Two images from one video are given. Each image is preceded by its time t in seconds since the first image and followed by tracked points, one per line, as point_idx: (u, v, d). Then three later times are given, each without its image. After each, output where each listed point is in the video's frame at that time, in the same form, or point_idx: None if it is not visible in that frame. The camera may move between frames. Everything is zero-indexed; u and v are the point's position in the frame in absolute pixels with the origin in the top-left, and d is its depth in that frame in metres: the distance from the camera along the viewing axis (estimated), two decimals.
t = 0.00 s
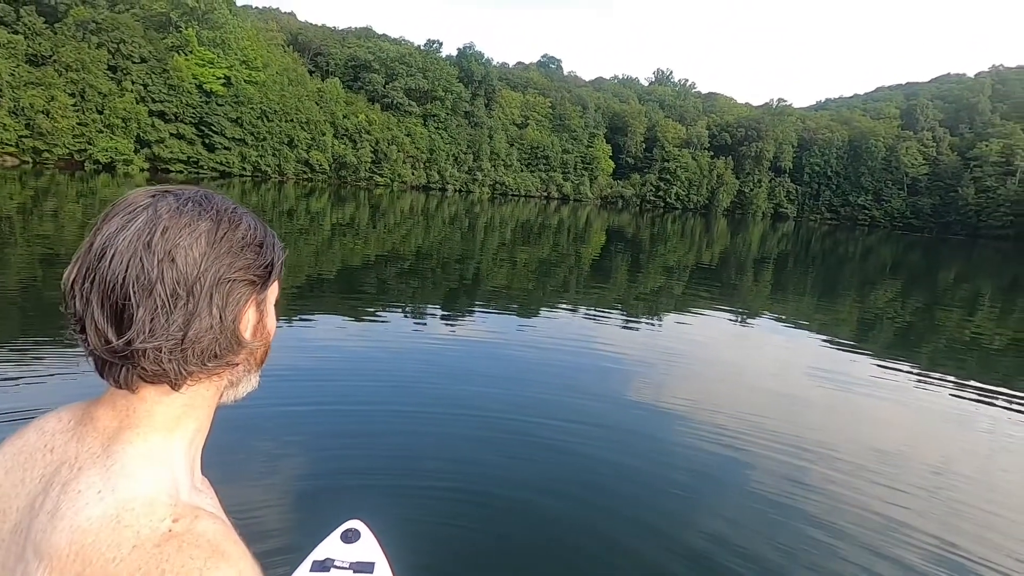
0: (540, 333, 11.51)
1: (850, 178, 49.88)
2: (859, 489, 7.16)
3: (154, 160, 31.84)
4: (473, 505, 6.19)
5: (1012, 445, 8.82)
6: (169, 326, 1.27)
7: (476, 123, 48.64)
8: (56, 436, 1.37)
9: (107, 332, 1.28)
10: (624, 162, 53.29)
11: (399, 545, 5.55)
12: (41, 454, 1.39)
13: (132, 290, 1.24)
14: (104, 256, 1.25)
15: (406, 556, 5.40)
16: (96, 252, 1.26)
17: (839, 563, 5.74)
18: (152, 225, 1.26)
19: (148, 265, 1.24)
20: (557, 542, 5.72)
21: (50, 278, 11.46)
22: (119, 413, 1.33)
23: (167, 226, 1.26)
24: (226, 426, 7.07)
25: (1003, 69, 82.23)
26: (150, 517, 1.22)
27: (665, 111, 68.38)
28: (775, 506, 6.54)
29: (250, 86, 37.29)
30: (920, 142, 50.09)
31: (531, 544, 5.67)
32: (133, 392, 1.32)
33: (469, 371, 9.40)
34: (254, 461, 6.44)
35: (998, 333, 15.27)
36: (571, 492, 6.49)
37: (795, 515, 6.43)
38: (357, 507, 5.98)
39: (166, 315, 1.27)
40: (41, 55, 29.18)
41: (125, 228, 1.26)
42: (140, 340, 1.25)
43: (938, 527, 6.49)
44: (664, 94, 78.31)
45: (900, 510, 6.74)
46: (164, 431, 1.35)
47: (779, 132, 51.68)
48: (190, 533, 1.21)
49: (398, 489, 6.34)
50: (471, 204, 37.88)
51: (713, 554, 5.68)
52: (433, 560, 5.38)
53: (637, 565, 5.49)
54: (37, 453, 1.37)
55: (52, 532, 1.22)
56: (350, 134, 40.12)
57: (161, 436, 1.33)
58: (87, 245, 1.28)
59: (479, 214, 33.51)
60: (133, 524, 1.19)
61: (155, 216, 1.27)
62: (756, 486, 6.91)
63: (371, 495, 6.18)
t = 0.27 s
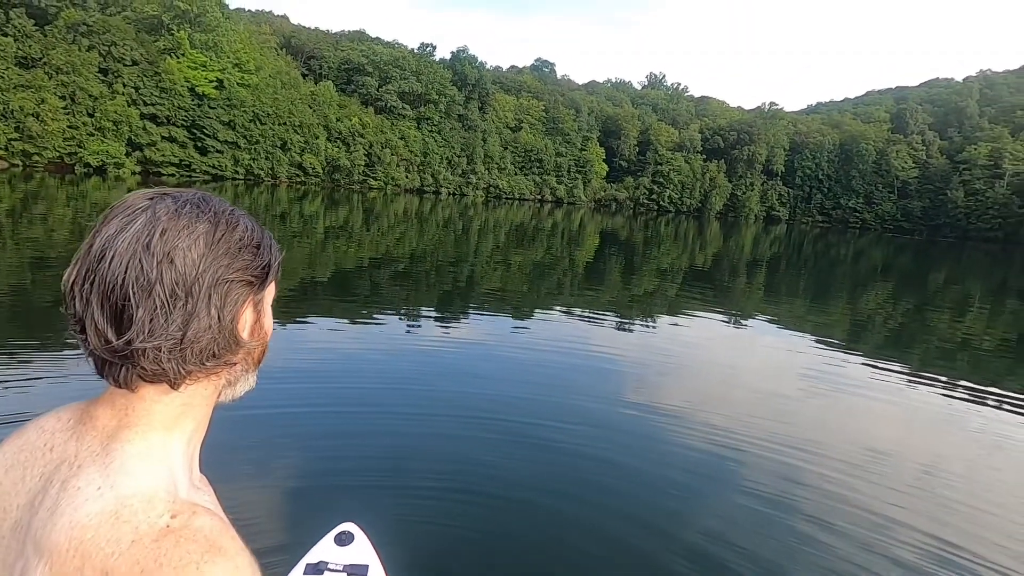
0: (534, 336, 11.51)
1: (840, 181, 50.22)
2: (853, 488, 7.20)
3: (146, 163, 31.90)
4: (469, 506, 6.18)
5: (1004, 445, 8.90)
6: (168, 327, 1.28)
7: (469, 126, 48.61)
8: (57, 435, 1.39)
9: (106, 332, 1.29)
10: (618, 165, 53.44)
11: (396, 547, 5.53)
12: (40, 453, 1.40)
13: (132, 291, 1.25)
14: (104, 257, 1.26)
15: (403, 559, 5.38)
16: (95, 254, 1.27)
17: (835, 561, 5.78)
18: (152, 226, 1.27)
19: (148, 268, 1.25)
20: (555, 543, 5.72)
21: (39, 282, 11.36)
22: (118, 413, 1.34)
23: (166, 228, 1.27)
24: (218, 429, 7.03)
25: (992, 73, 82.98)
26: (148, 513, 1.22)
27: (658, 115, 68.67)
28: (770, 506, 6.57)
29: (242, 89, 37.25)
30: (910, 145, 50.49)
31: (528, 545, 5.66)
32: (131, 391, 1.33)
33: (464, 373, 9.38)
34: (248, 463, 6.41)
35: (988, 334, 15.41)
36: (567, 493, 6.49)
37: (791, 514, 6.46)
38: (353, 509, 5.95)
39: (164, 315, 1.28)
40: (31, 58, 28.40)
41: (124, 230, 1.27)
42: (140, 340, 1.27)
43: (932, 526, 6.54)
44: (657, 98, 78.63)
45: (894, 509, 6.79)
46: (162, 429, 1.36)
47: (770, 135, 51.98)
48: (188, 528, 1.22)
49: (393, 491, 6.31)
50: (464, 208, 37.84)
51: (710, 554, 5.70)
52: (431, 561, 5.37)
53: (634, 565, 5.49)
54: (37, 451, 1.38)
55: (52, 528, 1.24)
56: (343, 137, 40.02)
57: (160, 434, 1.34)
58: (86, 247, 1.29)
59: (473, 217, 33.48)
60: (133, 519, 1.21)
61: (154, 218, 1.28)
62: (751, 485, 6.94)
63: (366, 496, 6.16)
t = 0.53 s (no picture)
0: (528, 338, 11.51)
1: (830, 185, 50.62)
2: (848, 487, 7.26)
3: (136, 167, 31.38)
4: (468, 507, 6.19)
5: (996, 444, 9.00)
6: (177, 320, 1.28)
7: (462, 129, 48.63)
8: (68, 427, 1.39)
9: (117, 324, 1.29)
10: (610, 168, 53.64)
11: (396, 548, 5.52)
12: (51, 446, 1.41)
13: (143, 285, 1.26)
14: (115, 252, 1.27)
15: (404, 560, 5.37)
16: (107, 247, 1.28)
17: (832, 559, 5.82)
18: (162, 221, 1.27)
19: (158, 261, 1.26)
20: (555, 542, 5.73)
21: (28, 286, 11.26)
22: (127, 405, 1.34)
23: (176, 223, 1.28)
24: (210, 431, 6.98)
25: (978, 78, 83.98)
26: (160, 499, 1.22)
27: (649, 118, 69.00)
28: (767, 505, 6.61)
29: (233, 92, 37.04)
30: (898, 149, 50.99)
31: (528, 545, 5.67)
32: (140, 383, 1.33)
33: (459, 376, 9.37)
34: (244, 464, 6.38)
35: (978, 336, 15.55)
36: (565, 493, 6.51)
37: (788, 513, 6.50)
38: (353, 510, 5.93)
39: (174, 309, 1.28)
40: (20, 60, 28.36)
41: (134, 225, 1.27)
42: (151, 333, 1.27)
43: (927, 525, 6.60)
44: (649, 102, 78.99)
45: (889, 508, 6.84)
46: (171, 422, 1.36)
47: (761, 139, 52.33)
48: (197, 515, 1.21)
49: (392, 491, 6.30)
50: (458, 211, 37.82)
51: (710, 553, 5.72)
52: (432, 562, 5.37)
53: (634, 565, 5.51)
54: (49, 442, 1.39)
55: (66, 515, 1.24)
56: (335, 140, 39.92)
57: (168, 424, 1.34)
58: (96, 242, 1.29)
59: (466, 220, 33.46)
60: (144, 507, 1.21)
61: (163, 214, 1.28)
62: (746, 484, 6.98)
63: (365, 498, 6.15)
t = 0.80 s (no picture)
0: (522, 341, 11.54)
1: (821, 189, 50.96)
2: (839, 486, 7.33)
3: (127, 169, 31.27)
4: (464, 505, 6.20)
5: (984, 444, 9.10)
6: (183, 317, 1.34)
7: (456, 133, 48.63)
8: (80, 423, 1.47)
9: (127, 322, 1.36)
10: (603, 172, 53.82)
11: (391, 547, 5.53)
12: (65, 441, 1.47)
13: (152, 285, 1.32)
14: (125, 253, 1.33)
15: (400, 558, 5.38)
16: (117, 250, 1.34)
17: (824, 556, 5.88)
18: (170, 224, 1.34)
19: (166, 262, 1.32)
20: (550, 541, 5.76)
21: (17, 288, 11.20)
22: (137, 399, 1.41)
23: (184, 225, 1.34)
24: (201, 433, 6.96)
25: (968, 83, 84.73)
26: (168, 489, 1.28)
27: (643, 122, 69.25)
28: (759, 503, 6.68)
29: (226, 95, 36.94)
30: (888, 154, 51.37)
31: (523, 543, 5.70)
32: (150, 379, 1.39)
33: (453, 378, 9.37)
34: (235, 465, 6.36)
35: (968, 338, 15.67)
36: (559, 493, 6.54)
37: (780, 511, 6.56)
38: (348, 509, 5.94)
39: (182, 306, 1.34)
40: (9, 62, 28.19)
41: (143, 227, 1.34)
42: (160, 330, 1.33)
43: (917, 522, 6.68)
44: (641, 106, 79.33)
45: (879, 507, 6.91)
46: (179, 417, 1.42)
47: (753, 143, 52.62)
48: (204, 503, 1.26)
49: (387, 491, 6.31)
50: (451, 214, 37.81)
51: (704, 551, 5.76)
52: (428, 560, 5.38)
53: (629, 562, 5.55)
54: (63, 438, 1.47)
55: (79, 505, 1.30)
56: (329, 143, 39.83)
57: (175, 420, 1.39)
58: (108, 244, 1.36)
59: (461, 223, 33.45)
60: (152, 495, 1.26)
61: (171, 218, 1.34)
62: (738, 483, 7.05)
63: (360, 496, 6.15)
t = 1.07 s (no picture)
0: (516, 346, 11.52)
1: (812, 193, 51.34)
2: (831, 489, 7.37)
3: (118, 173, 31.09)
4: (458, 510, 6.19)
5: (974, 446, 9.17)
6: (187, 319, 1.35)
7: (449, 137, 48.66)
8: (86, 423, 1.50)
9: (135, 324, 1.36)
10: (596, 176, 53.99)
11: (387, 551, 5.51)
12: (74, 441, 1.49)
13: (159, 288, 1.33)
14: (133, 257, 1.34)
15: (396, 563, 5.35)
16: (124, 255, 1.35)
17: (817, 558, 5.91)
18: (177, 228, 1.34)
19: (173, 266, 1.33)
20: (545, 544, 5.76)
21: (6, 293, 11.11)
22: (144, 399, 1.42)
23: (189, 230, 1.35)
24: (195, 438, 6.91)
25: (957, 88, 85.59)
26: (174, 485, 1.28)
27: (635, 126, 69.49)
28: (753, 506, 6.71)
29: (218, 98, 36.73)
30: (878, 158, 51.78)
31: (518, 548, 5.69)
32: (156, 379, 1.40)
33: (447, 383, 9.35)
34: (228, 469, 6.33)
35: (958, 341, 15.78)
36: (554, 497, 6.54)
37: (774, 514, 6.60)
38: (342, 513, 5.92)
39: (188, 309, 1.35)
40: None
41: (150, 232, 1.35)
42: (167, 332, 1.34)
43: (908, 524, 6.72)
44: (634, 110, 79.61)
45: (871, 509, 6.96)
46: (184, 416, 1.43)
47: (745, 148, 52.94)
48: (209, 499, 1.27)
49: (381, 495, 6.29)
50: (445, 218, 37.75)
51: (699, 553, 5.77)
52: (423, 564, 5.37)
53: (625, 565, 5.55)
54: (71, 437, 1.50)
55: (85, 500, 1.32)
56: (322, 147, 39.78)
57: (180, 422, 1.42)
58: (114, 248, 1.36)
59: (454, 227, 33.44)
60: (158, 491, 1.27)
61: (177, 223, 1.35)
62: (732, 485, 7.08)
63: (354, 501, 6.13)
